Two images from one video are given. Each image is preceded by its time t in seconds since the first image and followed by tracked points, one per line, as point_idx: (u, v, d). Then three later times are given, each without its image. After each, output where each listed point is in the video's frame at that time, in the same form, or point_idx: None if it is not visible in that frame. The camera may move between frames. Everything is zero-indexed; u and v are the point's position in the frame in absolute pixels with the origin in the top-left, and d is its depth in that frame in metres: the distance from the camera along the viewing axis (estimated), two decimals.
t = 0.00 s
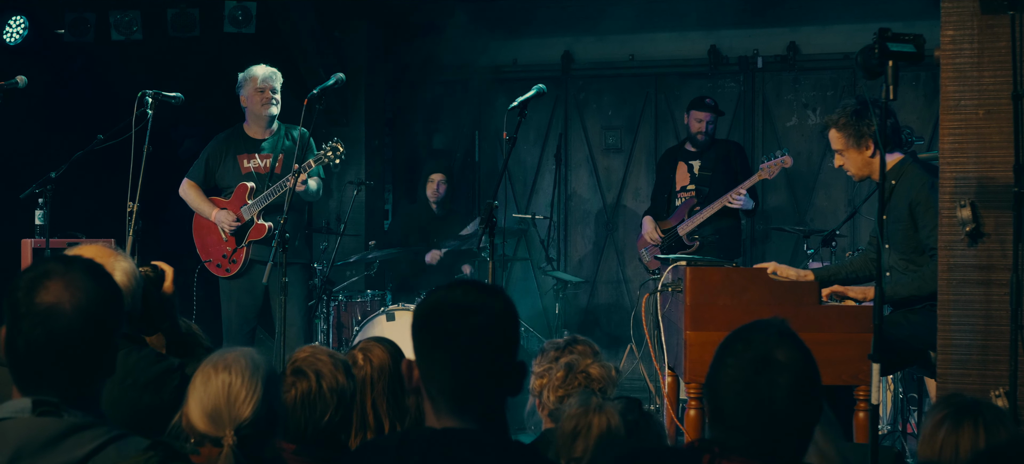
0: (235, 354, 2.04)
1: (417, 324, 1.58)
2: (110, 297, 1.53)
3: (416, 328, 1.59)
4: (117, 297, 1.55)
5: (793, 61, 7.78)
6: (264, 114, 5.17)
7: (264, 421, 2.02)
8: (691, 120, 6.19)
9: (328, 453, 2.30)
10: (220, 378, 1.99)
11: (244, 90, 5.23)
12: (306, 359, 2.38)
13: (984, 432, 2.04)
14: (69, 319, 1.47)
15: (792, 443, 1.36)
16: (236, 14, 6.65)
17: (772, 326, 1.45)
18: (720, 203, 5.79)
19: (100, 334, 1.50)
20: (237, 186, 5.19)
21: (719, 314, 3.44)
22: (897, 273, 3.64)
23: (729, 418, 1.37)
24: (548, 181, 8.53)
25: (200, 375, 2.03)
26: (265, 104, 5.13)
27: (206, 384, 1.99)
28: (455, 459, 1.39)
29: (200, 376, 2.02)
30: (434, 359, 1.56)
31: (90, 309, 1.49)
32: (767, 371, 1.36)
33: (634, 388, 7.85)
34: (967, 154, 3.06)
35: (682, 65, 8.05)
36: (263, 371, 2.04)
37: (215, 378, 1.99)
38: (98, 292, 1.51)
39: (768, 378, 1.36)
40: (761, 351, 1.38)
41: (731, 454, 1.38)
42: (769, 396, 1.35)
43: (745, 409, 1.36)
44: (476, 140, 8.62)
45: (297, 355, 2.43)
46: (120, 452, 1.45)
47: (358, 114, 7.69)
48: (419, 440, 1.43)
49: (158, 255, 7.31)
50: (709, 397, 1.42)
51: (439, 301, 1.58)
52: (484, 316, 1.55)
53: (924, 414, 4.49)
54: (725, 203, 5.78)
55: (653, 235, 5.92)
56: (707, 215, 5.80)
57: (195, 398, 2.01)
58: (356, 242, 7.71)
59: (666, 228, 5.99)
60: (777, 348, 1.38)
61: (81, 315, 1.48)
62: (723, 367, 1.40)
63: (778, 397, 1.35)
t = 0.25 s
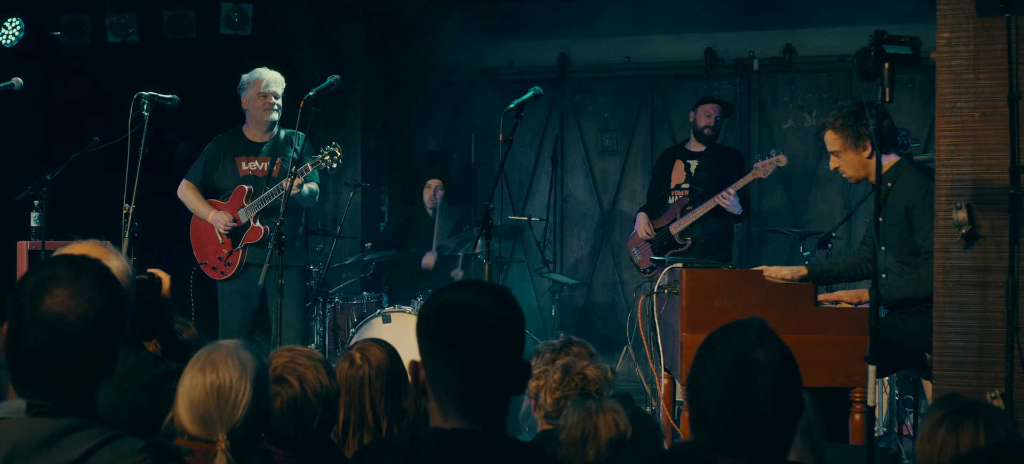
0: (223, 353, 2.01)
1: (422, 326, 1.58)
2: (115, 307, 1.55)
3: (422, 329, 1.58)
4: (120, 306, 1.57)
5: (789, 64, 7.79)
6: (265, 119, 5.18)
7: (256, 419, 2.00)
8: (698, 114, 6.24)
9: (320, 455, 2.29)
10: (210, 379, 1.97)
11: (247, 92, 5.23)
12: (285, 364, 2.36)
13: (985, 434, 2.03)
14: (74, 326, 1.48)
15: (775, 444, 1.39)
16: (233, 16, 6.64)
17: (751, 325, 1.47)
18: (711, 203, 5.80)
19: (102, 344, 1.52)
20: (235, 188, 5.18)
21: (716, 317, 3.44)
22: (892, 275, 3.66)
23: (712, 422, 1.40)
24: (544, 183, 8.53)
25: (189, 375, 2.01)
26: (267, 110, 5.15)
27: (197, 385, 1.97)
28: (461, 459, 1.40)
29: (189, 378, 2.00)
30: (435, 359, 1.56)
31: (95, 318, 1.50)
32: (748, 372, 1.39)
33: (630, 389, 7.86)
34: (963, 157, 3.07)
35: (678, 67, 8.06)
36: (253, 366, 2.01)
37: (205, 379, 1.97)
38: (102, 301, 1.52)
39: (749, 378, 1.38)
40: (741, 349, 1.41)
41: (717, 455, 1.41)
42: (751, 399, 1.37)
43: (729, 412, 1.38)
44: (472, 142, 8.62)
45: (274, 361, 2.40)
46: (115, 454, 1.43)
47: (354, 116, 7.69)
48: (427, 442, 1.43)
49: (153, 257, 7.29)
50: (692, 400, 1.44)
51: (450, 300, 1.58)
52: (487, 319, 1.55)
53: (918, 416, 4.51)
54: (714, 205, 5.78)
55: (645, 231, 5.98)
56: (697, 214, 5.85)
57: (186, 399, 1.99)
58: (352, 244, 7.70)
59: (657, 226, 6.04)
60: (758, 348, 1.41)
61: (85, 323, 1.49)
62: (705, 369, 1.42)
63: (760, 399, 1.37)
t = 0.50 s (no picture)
0: (230, 352, 2.02)
1: (401, 316, 1.58)
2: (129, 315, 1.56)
3: (400, 319, 1.58)
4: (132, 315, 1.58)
5: (786, 63, 7.80)
6: (266, 127, 5.18)
7: (264, 417, 2.03)
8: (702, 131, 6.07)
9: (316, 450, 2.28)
10: (217, 378, 1.98)
11: (247, 98, 5.21)
12: (276, 360, 2.39)
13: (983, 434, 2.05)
14: (87, 331, 1.50)
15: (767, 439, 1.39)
16: (229, 15, 6.63)
17: (741, 323, 1.47)
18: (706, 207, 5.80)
19: (112, 351, 1.53)
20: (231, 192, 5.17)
21: (713, 317, 3.44)
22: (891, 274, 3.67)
23: (706, 417, 1.40)
24: (541, 182, 8.53)
25: (197, 374, 2.02)
26: (267, 117, 5.14)
27: (204, 384, 1.97)
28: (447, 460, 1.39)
29: (196, 376, 2.01)
30: (421, 349, 1.54)
31: (108, 325, 1.52)
32: (739, 360, 1.40)
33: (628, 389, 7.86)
34: (961, 156, 3.08)
35: (675, 67, 8.06)
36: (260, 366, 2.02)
37: (213, 378, 1.98)
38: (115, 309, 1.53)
39: (740, 366, 1.39)
40: (731, 343, 1.41)
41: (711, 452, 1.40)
42: (745, 392, 1.38)
43: (724, 406, 1.38)
44: (469, 142, 8.62)
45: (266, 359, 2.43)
46: (115, 456, 1.42)
47: (352, 116, 7.68)
48: (411, 444, 1.41)
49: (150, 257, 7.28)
50: (684, 396, 1.44)
51: (425, 295, 1.58)
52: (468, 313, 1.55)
53: (916, 414, 4.52)
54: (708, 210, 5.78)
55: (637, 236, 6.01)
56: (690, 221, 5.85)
57: (193, 397, 2.00)
58: (350, 245, 7.70)
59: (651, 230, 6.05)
60: (746, 338, 1.42)
61: (98, 329, 1.51)
62: (695, 364, 1.42)
63: (753, 389, 1.38)
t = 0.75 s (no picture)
0: (224, 356, 2.03)
1: (362, 315, 1.56)
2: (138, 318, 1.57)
3: (361, 318, 1.56)
4: (142, 318, 1.58)
5: (787, 63, 7.79)
6: (265, 115, 5.15)
7: (253, 424, 1.99)
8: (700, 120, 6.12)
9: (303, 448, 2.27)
10: (207, 380, 1.98)
11: (245, 91, 5.21)
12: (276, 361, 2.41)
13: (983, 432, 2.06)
14: (100, 333, 1.50)
15: (768, 444, 1.39)
16: (230, 15, 6.64)
17: (744, 326, 1.46)
18: (713, 200, 5.78)
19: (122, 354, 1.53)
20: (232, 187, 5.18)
21: (714, 316, 3.44)
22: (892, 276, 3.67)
23: (706, 423, 1.40)
24: (542, 183, 8.52)
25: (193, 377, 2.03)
26: (266, 105, 5.12)
27: (195, 386, 1.99)
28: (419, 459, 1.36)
29: (192, 378, 2.03)
30: (400, 346, 1.50)
31: (119, 328, 1.52)
32: (742, 372, 1.39)
33: (628, 389, 7.86)
34: (961, 157, 3.07)
35: (676, 67, 8.06)
36: (254, 371, 2.00)
37: (202, 380, 1.99)
38: (126, 312, 1.54)
39: (742, 378, 1.39)
40: (732, 352, 1.41)
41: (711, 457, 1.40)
42: (744, 399, 1.38)
43: (724, 411, 1.38)
44: (470, 142, 8.62)
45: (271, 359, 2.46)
46: (122, 457, 1.47)
47: (352, 116, 7.68)
48: (383, 445, 1.37)
49: (151, 257, 7.28)
50: (685, 402, 1.44)
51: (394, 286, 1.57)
52: (441, 305, 1.53)
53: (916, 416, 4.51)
54: (717, 201, 5.77)
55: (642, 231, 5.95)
56: (695, 215, 5.83)
57: (186, 400, 2.01)
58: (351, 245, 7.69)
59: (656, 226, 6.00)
60: (750, 350, 1.41)
61: (110, 332, 1.51)
62: (694, 368, 1.42)
63: (751, 396, 1.38)
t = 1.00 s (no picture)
0: (235, 352, 1.97)
1: (350, 311, 1.55)
2: (138, 313, 1.55)
3: (349, 314, 1.55)
4: (144, 314, 1.57)
5: (787, 63, 7.79)
6: (263, 121, 5.16)
7: (259, 424, 1.95)
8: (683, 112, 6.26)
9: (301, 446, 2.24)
10: (216, 377, 1.94)
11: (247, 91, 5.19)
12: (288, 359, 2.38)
13: (979, 428, 2.06)
14: (100, 329, 1.49)
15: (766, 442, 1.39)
16: (231, 13, 6.67)
17: (746, 324, 1.47)
18: (721, 200, 5.74)
19: (124, 350, 1.53)
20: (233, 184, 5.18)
21: (714, 314, 3.44)
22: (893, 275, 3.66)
23: (702, 418, 1.39)
24: (542, 181, 8.52)
25: (202, 373, 1.99)
26: (266, 112, 5.11)
27: (203, 383, 1.94)
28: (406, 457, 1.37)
29: (199, 375, 1.99)
30: (390, 341, 1.50)
31: (120, 324, 1.51)
32: (738, 366, 1.39)
33: (629, 388, 7.86)
34: (962, 156, 3.07)
35: (676, 66, 8.06)
36: (261, 369, 1.95)
37: (211, 377, 1.94)
38: (128, 309, 1.53)
39: (739, 373, 1.39)
40: (730, 347, 1.41)
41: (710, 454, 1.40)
42: (741, 397, 1.38)
43: (723, 410, 1.38)
44: (470, 141, 8.62)
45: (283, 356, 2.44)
46: (121, 453, 1.47)
47: (353, 114, 7.68)
48: (369, 442, 1.37)
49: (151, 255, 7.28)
50: (681, 400, 1.44)
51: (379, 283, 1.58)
52: (421, 301, 1.54)
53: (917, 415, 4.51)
54: (724, 202, 5.74)
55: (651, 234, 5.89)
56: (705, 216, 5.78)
57: (194, 397, 1.97)
58: (351, 243, 7.70)
59: (666, 230, 5.94)
60: (746, 345, 1.42)
61: (111, 327, 1.50)
62: (694, 366, 1.42)
63: (750, 393, 1.38)
